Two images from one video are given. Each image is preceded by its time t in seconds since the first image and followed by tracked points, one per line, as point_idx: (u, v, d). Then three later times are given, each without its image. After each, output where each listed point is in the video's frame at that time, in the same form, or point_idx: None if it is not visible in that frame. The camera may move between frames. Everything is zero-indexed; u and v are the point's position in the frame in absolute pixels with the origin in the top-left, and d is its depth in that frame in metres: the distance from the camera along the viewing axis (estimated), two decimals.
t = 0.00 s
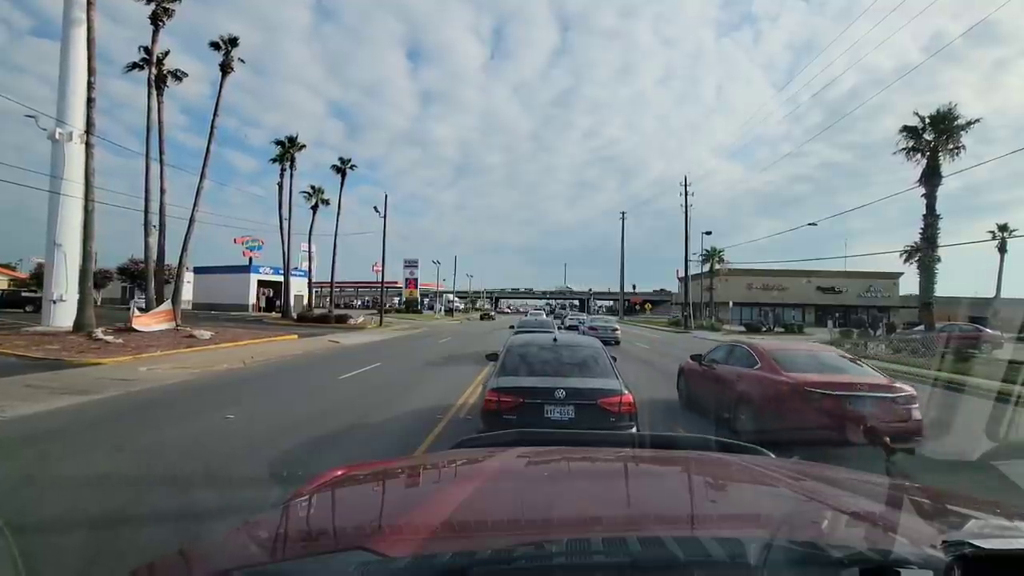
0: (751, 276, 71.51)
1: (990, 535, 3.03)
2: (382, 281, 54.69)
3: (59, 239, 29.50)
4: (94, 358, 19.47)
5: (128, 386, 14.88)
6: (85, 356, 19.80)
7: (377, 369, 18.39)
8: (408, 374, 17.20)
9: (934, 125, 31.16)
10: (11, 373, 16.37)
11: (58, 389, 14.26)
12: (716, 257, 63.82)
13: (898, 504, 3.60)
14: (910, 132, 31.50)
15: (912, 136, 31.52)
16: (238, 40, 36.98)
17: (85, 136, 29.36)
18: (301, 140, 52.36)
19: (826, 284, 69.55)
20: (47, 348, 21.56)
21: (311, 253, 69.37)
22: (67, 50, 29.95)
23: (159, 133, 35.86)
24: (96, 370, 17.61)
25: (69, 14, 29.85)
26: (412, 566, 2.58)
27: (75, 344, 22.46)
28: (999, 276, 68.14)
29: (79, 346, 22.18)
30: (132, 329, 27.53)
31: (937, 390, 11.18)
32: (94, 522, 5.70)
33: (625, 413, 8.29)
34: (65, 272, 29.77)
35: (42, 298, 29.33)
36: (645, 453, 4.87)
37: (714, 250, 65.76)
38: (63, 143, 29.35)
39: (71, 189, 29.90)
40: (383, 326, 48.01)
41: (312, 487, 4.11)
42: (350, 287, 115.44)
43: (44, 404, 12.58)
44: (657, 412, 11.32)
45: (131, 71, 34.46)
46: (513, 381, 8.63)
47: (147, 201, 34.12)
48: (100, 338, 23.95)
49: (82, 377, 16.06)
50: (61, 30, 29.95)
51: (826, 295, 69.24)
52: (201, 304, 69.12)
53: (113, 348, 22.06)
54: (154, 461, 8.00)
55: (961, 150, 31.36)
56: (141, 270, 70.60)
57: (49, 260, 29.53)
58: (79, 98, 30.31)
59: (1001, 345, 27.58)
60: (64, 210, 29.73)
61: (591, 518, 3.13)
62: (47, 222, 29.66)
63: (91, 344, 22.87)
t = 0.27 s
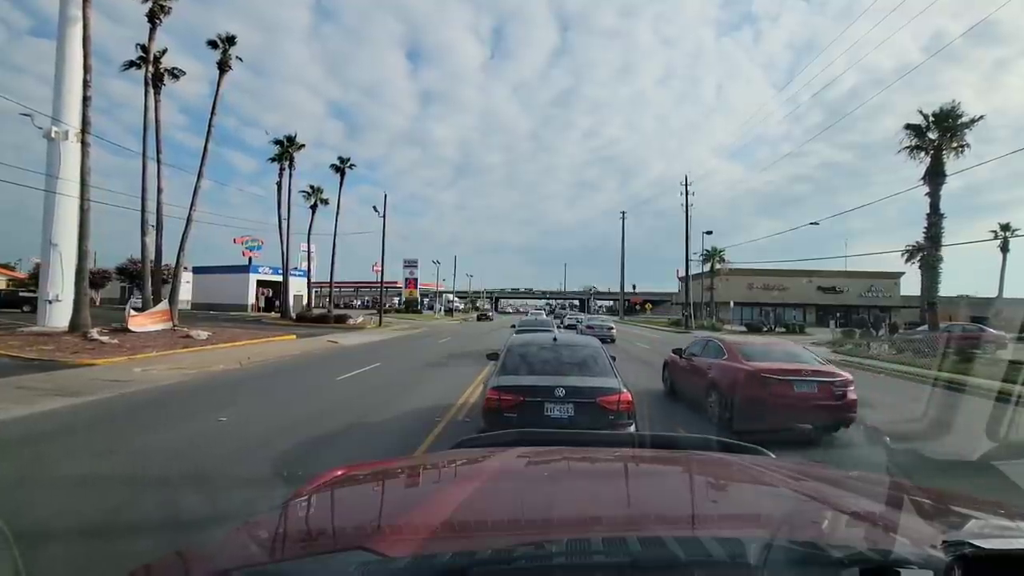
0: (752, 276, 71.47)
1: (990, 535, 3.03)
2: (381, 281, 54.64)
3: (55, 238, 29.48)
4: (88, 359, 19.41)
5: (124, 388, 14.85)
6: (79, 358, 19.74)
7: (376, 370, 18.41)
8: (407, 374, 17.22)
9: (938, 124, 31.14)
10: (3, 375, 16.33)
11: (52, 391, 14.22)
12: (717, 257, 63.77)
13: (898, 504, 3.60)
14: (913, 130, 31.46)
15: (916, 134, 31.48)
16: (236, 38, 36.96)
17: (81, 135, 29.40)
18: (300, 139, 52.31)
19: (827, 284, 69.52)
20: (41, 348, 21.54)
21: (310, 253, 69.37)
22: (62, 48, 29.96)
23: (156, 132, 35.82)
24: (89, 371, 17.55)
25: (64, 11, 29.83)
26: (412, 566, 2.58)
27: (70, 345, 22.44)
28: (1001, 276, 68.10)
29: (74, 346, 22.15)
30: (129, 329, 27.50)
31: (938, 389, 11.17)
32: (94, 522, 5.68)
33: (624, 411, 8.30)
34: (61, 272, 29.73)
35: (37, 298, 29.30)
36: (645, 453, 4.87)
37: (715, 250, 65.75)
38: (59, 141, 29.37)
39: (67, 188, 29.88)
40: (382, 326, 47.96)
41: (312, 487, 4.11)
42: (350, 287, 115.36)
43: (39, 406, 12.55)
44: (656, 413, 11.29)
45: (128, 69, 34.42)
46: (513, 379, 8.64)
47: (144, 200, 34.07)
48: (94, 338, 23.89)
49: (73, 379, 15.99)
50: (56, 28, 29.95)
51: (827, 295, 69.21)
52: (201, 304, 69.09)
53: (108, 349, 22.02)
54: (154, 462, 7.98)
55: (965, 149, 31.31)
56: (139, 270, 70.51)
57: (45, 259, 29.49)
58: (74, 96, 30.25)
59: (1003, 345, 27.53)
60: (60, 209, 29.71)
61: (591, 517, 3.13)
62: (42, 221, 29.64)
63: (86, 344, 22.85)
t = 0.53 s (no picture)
0: (753, 276, 71.45)
1: (990, 535, 3.03)
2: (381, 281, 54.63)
3: (50, 237, 29.50)
4: (82, 361, 19.36)
5: (122, 390, 14.83)
6: (72, 359, 19.67)
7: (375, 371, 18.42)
8: (407, 374, 17.24)
9: (943, 121, 31.09)
10: None
11: (46, 393, 14.18)
12: (717, 256, 63.77)
13: (899, 504, 3.59)
14: (918, 128, 31.41)
15: (920, 132, 31.44)
16: (233, 36, 36.98)
17: (75, 133, 29.30)
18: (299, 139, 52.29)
19: (828, 284, 69.48)
20: (34, 350, 21.50)
21: (310, 253, 69.35)
22: (57, 46, 30.08)
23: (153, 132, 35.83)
24: (80, 373, 17.48)
25: (59, 9, 29.91)
26: (412, 565, 2.58)
27: (63, 346, 22.41)
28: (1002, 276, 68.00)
29: (68, 347, 22.13)
30: (124, 330, 27.48)
31: (938, 389, 11.16)
32: (95, 523, 5.66)
33: (623, 410, 8.31)
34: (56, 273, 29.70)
35: (32, 299, 29.32)
36: (645, 452, 4.86)
37: (715, 250, 65.76)
38: (53, 140, 29.28)
39: (61, 187, 29.81)
40: (380, 326, 47.93)
41: (311, 487, 4.11)
42: (349, 288, 115.24)
43: (35, 408, 12.52)
44: (656, 412, 11.27)
45: (123, 68, 34.38)
46: (514, 378, 8.65)
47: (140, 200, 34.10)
48: (87, 339, 23.82)
49: (64, 381, 15.92)
50: (52, 26, 30.10)
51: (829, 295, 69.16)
52: (200, 304, 69.09)
53: (103, 350, 21.99)
54: (153, 463, 7.96)
55: (971, 147, 31.26)
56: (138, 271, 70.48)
57: (39, 259, 29.49)
58: (69, 93, 30.16)
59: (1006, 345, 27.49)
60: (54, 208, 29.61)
61: (591, 517, 3.13)
62: (37, 220, 29.57)
63: (79, 345, 22.84)
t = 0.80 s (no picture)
0: (755, 276, 71.46)
1: (990, 535, 3.03)
2: (381, 281, 54.61)
3: (42, 236, 29.49)
4: (74, 362, 19.28)
5: (118, 392, 14.79)
6: (62, 361, 19.59)
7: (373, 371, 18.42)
8: (406, 375, 17.23)
9: (950, 119, 31.02)
10: None
11: (41, 396, 14.13)
12: (718, 256, 63.75)
13: (899, 504, 3.59)
14: (925, 126, 31.35)
15: (927, 129, 31.38)
16: (230, 33, 36.95)
17: (68, 130, 29.33)
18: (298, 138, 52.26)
19: (830, 284, 69.46)
20: (24, 351, 21.42)
21: (309, 253, 69.34)
22: (50, 43, 30.07)
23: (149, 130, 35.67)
24: (73, 374, 17.40)
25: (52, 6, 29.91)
26: (413, 565, 2.58)
27: (55, 347, 22.33)
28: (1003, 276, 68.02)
29: (59, 348, 22.05)
30: (117, 330, 27.41)
31: (939, 389, 11.16)
32: (96, 523, 5.65)
33: (622, 408, 8.33)
34: (48, 272, 29.68)
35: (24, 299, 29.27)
36: (645, 452, 4.86)
37: (716, 249, 65.77)
38: (46, 137, 29.34)
39: (54, 186, 29.86)
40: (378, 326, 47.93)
41: (311, 487, 4.11)
42: (349, 287, 115.10)
43: (31, 411, 12.48)
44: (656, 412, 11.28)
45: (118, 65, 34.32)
46: (514, 377, 8.65)
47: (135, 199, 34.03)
48: (78, 340, 23.70)
49: (52, 383, 15.82)
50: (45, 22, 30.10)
51: (830, 295, 69.16)
52: (199, 304, 69.04)
53: (96, 351, 21.95)
54: (154, 463, 7.94)
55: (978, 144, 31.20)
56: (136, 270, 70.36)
57: (32, 258, 29.46)
58: (62, 91, 30.20)
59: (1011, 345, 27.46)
60: (47, 206, 29.65)
61: (591, 518, 3.13)
62: (30, 218, 29.59)
63: (70, 346, 22.77)
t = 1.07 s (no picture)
0: (757, 276, 71.41)
1: (991, 535, 3.02)
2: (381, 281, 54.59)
3: (32, 234, 29.48)
4: (57, 366, 19.05)
5: (115, 394, 14.76)
6: (47, 363, 19.47)
7: (372, 372, 18.38)
8: (406, 376, 17.22)
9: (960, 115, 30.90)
10: None
11: (34, 397, 14.07)
12: (720, 256, 63.68)
13: (899, 504, 3.59)
14: (934, 122, 31.23)
15: (936, 126, 31.27)
16: (224, 28, 36.88)
17: (57, 127, 29.40)
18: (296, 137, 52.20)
19: (832, 284, 69.41)
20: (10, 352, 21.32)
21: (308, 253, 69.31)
22: (40, 38, 30.06)
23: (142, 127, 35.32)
24: (61, 377, 17.32)
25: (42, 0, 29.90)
26: (413, 565, 2.58)
27: (42, 349, 22.23)
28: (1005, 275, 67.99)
29: (47, 350, 21.96)
30: (108, 331, 27.33)
31: (939, 389, 11.15)
32: (96, 523, 5.65)
33: (621, 406, 8.33)
34: (37, 272, 29.65)
35: (14, 299, 29.19)
36: (645, 452, 4.86)
37: (717, 249, 65.66)
38: (36, 134, 29.45)
39: (44, 184, 29.93)
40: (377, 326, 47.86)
41: (311, 487, 4.11)
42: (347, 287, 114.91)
43: (28, 411, 12.45)
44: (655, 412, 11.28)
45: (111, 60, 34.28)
46: (514, 376, 8.65)
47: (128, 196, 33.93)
48: (66, 342, 23.60)
49: (31, 387, 15.54)
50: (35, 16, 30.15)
51: (833, 295, 69.11)
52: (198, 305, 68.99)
53: (83, 353, 21.81)
54: (155, 463, 7.94)
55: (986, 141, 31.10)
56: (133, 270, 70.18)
57: (21, 257, 29.43)
58: (52, 86, 30.20)
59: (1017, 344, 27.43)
60: (36, 204, 29.67)
61: (591, 518, 3.13)
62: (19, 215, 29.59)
63: (58, 347, 22.69)
